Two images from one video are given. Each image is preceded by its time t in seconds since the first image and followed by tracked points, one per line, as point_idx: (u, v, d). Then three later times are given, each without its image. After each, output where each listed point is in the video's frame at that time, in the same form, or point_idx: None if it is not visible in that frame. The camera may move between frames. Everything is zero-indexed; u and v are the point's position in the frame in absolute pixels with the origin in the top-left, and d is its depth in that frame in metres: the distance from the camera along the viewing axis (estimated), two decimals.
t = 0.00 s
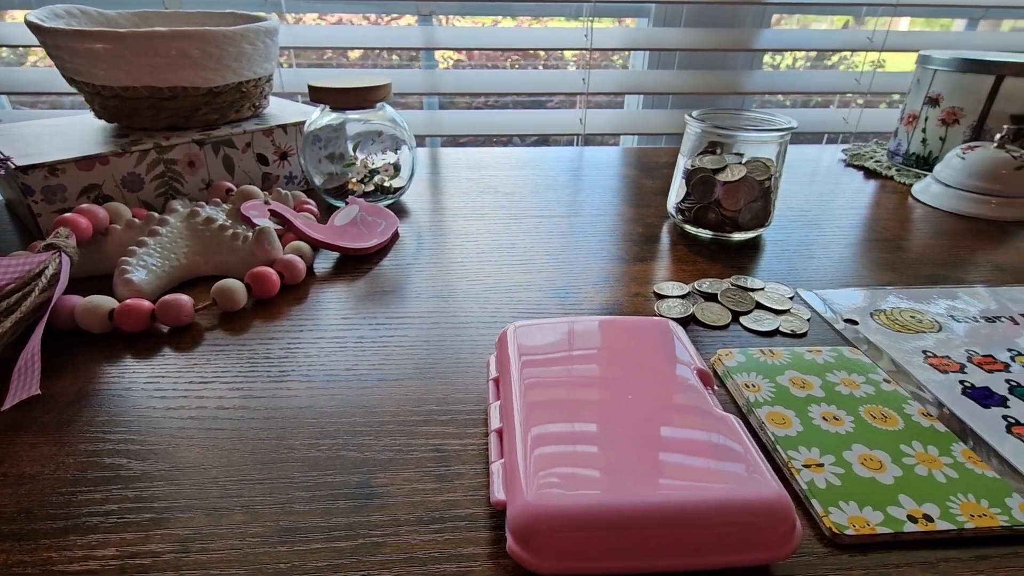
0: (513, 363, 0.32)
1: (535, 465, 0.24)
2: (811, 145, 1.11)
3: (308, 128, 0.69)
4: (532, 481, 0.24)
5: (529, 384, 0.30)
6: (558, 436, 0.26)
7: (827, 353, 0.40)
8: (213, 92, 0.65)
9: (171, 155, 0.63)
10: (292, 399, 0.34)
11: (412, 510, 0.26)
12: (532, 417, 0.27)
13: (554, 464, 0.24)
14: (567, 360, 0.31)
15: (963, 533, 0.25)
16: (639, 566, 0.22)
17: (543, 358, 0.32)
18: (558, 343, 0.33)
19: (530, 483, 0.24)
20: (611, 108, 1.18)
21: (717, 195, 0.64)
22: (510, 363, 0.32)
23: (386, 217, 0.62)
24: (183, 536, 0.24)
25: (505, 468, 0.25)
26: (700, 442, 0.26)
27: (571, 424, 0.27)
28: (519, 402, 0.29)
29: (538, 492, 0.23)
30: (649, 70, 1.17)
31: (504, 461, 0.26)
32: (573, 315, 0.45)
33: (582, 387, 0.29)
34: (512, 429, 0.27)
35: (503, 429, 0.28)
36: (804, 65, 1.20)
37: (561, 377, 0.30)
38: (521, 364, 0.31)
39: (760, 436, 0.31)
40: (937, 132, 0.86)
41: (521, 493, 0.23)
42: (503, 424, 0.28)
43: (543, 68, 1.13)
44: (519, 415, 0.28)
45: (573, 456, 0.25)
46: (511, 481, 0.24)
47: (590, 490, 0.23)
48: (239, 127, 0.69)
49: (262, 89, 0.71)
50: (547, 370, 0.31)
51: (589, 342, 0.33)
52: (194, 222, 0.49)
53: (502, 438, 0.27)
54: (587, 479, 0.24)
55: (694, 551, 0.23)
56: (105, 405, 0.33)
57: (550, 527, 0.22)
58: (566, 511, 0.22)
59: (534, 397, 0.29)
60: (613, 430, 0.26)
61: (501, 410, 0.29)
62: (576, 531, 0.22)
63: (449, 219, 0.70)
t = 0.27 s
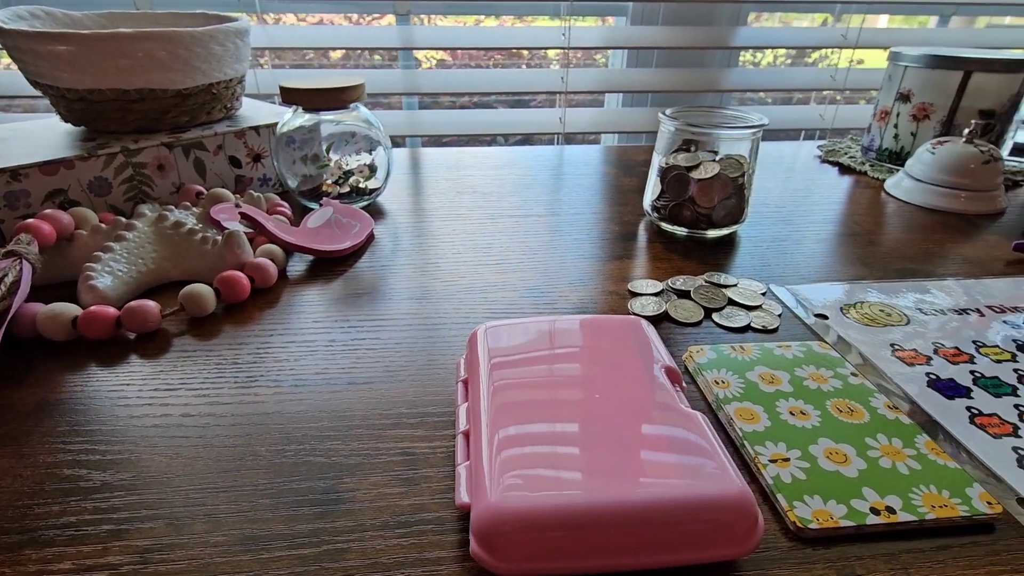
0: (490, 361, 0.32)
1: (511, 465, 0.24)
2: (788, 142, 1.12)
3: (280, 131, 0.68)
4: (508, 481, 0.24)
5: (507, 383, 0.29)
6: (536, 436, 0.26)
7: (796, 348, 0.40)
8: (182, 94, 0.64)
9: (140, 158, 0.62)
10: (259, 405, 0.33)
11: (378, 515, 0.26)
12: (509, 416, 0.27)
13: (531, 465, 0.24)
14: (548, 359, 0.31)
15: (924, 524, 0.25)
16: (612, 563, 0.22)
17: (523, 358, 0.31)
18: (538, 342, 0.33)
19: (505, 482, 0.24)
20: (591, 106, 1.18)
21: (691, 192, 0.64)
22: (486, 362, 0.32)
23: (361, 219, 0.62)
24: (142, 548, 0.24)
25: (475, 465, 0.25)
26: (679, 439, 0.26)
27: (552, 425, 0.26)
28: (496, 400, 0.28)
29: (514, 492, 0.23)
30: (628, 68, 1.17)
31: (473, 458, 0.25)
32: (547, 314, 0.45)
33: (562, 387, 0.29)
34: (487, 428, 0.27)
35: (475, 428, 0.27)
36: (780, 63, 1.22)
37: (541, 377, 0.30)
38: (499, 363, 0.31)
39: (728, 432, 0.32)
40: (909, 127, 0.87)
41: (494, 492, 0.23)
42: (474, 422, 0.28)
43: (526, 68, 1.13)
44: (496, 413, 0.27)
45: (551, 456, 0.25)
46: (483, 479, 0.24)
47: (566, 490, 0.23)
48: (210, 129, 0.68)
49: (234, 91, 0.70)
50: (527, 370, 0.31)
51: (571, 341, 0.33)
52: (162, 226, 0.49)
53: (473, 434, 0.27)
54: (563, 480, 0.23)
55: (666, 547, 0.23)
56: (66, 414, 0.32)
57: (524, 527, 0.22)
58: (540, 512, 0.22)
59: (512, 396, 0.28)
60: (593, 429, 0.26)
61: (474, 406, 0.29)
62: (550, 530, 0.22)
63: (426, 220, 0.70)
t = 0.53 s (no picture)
0: (471, 359, 0.31)
1: (487, 466, 0.24)
2: (767, 138, 1.13)
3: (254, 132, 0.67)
4: (483, 481, 0.23)
5: (488, 383, 0.29)
6: (515, 436, 0.26)
7: (770, 342, 0.40)
8: (153, 95, 0.63)
9: (109, 161, 0.61)
10: (230, 409, 0.33)
11: (348, 519, 0.25)
12: (488, 416, 0.27)
13: (508, 465, 0.24)
14: (532, 358, 0.31)
15: (893, 515, 0.26)
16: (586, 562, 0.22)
17: (505, 357, 0.31)
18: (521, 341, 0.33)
19: (480, 483, 0.23)
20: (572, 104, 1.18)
21: (669, 189, 0.64)
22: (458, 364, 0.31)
23: (337, 220, 0.61)
24: (104, 558, 0.24)
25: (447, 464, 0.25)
26: (660, 437, 0.26)
27: (533, 425, 0.26)
28: (475, 399, 0.28)
29: (489, 492, 0.23)
30: (608, 66, 1.17)
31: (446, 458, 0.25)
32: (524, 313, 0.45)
33: (539, 386, 0.29)
34: (464, 427, 0.26)
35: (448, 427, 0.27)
36: (759, 60, 1.22)
37: (523, 376, 0.30)
38: (480, 361, 0.31)
39: (702, 427, 0.32)
40: (883, 122, 0.88)
41: (468, 492, 0.23)
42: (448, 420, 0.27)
43: (509, 66, 1.13)
44: (475, 412, 0.27)
45: (528, 456, 0.24)
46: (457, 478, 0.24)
47: (543, 491, 0.23)
48: (182, 131, 0.67)
49: (207, 91, 0.69)
50: (508, 369, 0.30)
51: (555, 340, 0.33)
52: (132, 230, 0.48)
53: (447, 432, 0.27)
54: (540, 481, 0.23)
55: (640, 546, 0.23)
56: (29, 424, 0.32)
57: (498, 528, 0.22)
58: (515, 512, 0.22)
59: (491, 395, 0.28)
60: (571, 428, 0.26)
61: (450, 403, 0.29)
62: (524, 530, 0.22)
63: (404, 219, 0.69)
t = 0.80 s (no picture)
0: (440, 359, 0.31)
1: (461, 466, 0.24)
2: (745, 133, 1.14)
3: (223, 131, 0.66)
4: (456, 481, 0.23)
5: (466, 382, 0.29)
6: (491, 436, 0.25)
7: (743, 336, 0.40)
8: (118, 94, 0.62)
9: (74, 162, 0.59)
10: (194, 414, 0.32)
11: (311, 524, 0.25)
12: (465, 415, 0.27)
13: (482, 466, 0.24)
14: (514, 358, 0.31)
15: (860, 506, 0.26)
16: (557, 562, 0.22)
17: (485, 356, 0.31)
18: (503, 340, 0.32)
19: (452, 483, 0.23)
20: (552, 101, 1.18)
21: (645, 184, 0.64)
22: (425, 366, 0.31)
23: (310, 220, 0.60)
24: (57, 571, 0.23)
25: (417, 462, 0.24)
26: (628, 434, 0.25)
27: (516, 425, 0.26)
28: (452, 398, 0.28)
29: (462, 492, 0.23)
30: (587, 62, 1.17)
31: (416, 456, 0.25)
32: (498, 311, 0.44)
33: (509, 385, 0.29)
34: (439, 426, 0.26)
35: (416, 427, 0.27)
36: (737, 55, 1.23)
37: (502, 376, 0.29)
38: (459, 360, 0.31)
39: (674, 423, 0.32)
40: (858, 117, 0.89)
41: (439, 492, 0.23)
42: (419, 419, 0.27)
43: (492, 64, 1.12)
44: (451, 412, 0.27)
45: (496, 458, 0.24)
46: (428, 478, 0.23)
47: (516, 491, 0.23)
48: (150, 130, 0.65)
49: (176, 90, 0.68)
50: (488, 368, 0.30)
51: (525, 339, 0.32)
52: (95, 232, 0.47)
53: (420, 430, 0.26)
54: (515, 481, 0.23)
55: (609, 544, 0.22)
56: None
57: (470, 529, 0.22)
58: (486, 512, 0.22)
59: (460, 396, 0.28)
60: (549, 428, 0.26)
61: (424, 400, 0.28)
62: (496, 530, 0.22)
63: (380, 219, 0.68)
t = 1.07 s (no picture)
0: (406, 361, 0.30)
1: (436, 468, 0.23)
2: (724, 129, 1.14)
3: (190, 131, 0.65)
4: (431, 484, 0.23)
5: (444, 383, 0.28)
6: (468, 437, 0.25)
7: (714, 332, 0.40)
8: (80, 94, 0.60)
9: (35, 164, 0.58)
10: (153, 421, 0.31)
11: (270, 532, 0.24)
12: (442, 417, 0.26)
13: (458, 468, 0.23)
14: (494, 359, 0.30)
15: (826, 500, 0.26)
16: (533, 564, 0.22)
17: (465, 356, 0.30)
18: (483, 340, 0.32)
19: (427, 485, 0.23)
20: (532, 99, 1.17)
21: (619, 181, 0.64)
22: (389, 370, 0.30)
23: (281, 221, 0.59)
24: None
25: (390, 463, 0.24)
26: (596, 433, 0.25)
27: (497, 426, 0.26)
28: (429, 399, 0.27)
29: (437, 495, 0.22)
30: (566, 60, 1.17)
31: (387, 456, 0.24)
32: (470, 311, 0.44)
33: (477, 387, 0.28)
34: (415, 427, 0.26)
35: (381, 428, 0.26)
36: (715, 52, 1.24)
37: (481, 376, 0.29)
38: (438, 360, 0.30)
39: (643, 420, 0.32)
40: (832, 112, 0.90)
41: (413, 494, 0.22)
42: (389, 419, 0.26)
43: (476, 61, 1.12)
44: (429, 413, 0.26)
45: (461, 462, 0.24)
46: (402, 479, 0.23)
47: (492, 492, 0.22)
48: (115, 131, 0.64)
49: (143, 90, 0.67)
50: (468, 368, 0.29)
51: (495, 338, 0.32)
52: (56, 235, 0.45)
53: (392, 430, 0.26)
54: (479, 486, 0.23)
55: (576, 546, 0.22)
56: None
57: (444, 532, 0.21)
58: (461, 515, 0.22)
59: (427, 400, 0.27)
60: (527, 428, 0.26)
61: (398, 400, 0.28)
62: (471, 533, 0.22)
63: (353, 219, 0.67)
